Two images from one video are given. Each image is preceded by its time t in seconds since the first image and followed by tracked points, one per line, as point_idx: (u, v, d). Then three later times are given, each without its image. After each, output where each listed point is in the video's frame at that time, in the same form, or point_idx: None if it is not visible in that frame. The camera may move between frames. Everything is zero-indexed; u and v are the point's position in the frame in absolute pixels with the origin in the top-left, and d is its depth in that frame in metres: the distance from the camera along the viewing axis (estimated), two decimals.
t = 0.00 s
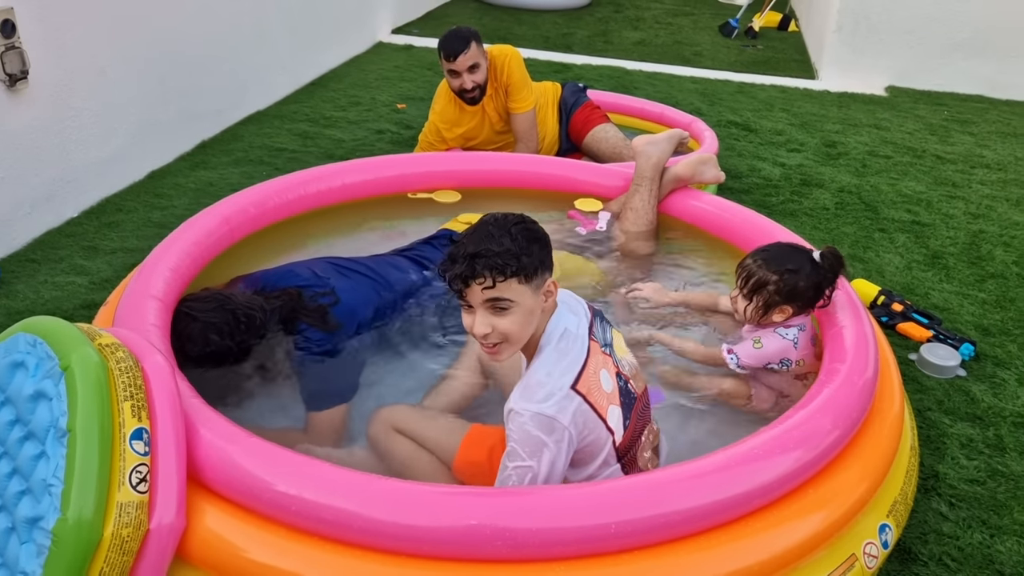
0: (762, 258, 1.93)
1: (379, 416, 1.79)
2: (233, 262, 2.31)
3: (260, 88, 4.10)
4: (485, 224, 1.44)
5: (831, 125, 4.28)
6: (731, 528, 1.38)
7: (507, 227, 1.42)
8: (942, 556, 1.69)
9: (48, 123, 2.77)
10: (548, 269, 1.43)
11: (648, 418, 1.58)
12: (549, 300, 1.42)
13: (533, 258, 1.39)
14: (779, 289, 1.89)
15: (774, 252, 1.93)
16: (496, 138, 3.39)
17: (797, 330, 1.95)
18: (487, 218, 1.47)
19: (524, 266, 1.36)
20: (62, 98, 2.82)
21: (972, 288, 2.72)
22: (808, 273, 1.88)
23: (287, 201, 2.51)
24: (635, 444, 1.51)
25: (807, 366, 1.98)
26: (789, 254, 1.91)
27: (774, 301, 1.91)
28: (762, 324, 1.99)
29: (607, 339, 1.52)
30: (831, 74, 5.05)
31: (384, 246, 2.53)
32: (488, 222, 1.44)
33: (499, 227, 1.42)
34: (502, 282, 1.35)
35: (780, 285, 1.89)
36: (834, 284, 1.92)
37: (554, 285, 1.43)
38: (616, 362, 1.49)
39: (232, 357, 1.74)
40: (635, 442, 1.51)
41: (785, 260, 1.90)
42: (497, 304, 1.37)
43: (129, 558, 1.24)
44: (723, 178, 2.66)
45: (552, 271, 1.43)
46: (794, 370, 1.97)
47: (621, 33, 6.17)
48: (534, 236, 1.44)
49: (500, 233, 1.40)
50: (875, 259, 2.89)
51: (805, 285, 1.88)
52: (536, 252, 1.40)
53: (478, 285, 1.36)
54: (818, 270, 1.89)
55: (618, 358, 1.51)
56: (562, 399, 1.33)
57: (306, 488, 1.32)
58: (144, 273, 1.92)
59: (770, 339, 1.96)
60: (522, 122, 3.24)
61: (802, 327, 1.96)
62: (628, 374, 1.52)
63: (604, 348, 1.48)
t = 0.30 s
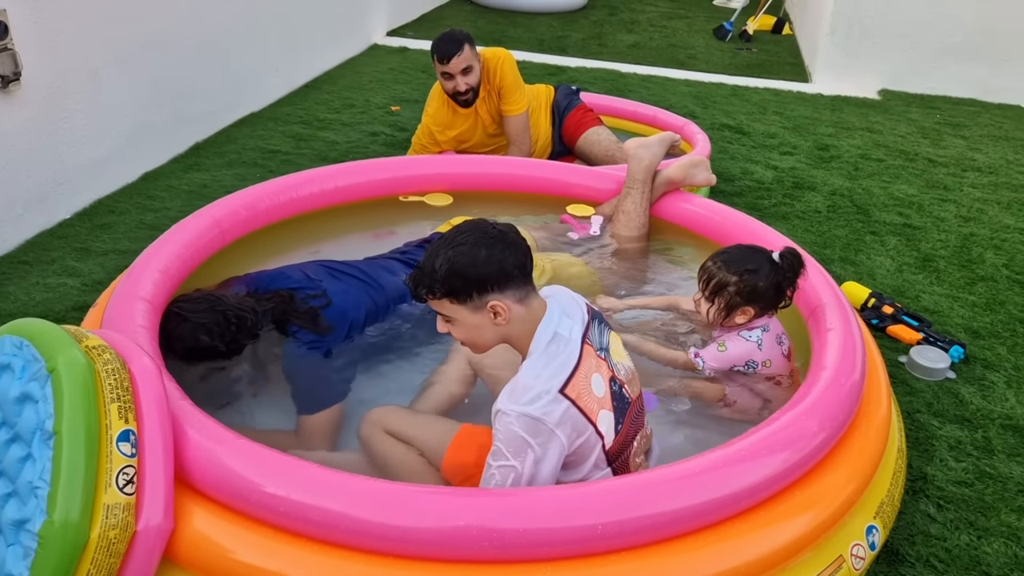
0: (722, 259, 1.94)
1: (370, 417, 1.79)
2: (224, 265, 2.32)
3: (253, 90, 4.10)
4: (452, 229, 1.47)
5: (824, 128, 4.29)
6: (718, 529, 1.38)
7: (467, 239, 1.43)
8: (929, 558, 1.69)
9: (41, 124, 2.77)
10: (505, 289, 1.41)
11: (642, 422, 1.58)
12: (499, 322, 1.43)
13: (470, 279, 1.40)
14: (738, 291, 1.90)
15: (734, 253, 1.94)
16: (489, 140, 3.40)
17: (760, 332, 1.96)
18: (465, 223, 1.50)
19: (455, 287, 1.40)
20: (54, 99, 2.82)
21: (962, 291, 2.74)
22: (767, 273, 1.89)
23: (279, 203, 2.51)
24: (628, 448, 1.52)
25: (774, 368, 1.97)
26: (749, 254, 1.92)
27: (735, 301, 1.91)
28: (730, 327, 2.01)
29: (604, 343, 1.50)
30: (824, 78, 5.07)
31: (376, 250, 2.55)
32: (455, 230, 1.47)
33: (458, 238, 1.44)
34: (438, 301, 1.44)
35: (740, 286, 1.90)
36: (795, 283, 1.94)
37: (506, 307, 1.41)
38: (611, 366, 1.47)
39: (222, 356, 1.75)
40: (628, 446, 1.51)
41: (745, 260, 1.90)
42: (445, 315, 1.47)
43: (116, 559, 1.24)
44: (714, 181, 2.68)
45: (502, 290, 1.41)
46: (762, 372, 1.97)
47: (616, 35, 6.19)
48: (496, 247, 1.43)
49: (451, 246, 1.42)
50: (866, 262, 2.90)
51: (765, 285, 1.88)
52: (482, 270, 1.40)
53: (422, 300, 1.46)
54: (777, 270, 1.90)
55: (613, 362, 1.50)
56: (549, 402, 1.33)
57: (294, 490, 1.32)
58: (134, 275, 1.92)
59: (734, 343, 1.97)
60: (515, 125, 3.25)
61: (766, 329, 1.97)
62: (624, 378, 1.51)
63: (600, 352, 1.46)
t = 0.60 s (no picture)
0: (671, 258, 1.99)
1: (359, 418, 1.79)
2: (215, 267, 2.31)
3: (245, 91, 4.10)
4: (430, 236, 1.53)
5: (815, 130, 4.31)
6: (707, 530, 1.38)
7: (440, 244, 1.48)
8: (918, 557, 1.70)
9: (30, 125, 2.77)
10: (475, 294, 1.44)
11: (629, 424, 1.57)
12: (473, 325, 1.46)
13: (438, 284, 1.45)
14: (681, 290, 1.94)
15: (687, 254, 1.98)
16: (480, 142, 3.41)
17: (706, 336, 1.98)
18: (446, 229, 1.55)
19: (427, 292, 1.47)
20: (44, 100, 2.81)
21: (951, 291, 2.75)
22: (712, 276, 1.92)
23: (270, 205, 2.51)
24: (614, 450, 1.51)
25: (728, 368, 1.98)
26: (699, 257, 1.96)
27: (676, 301, 1.95)
28: (679, 332, 2.03)
29: (591, 345, 1.50)
30: (816, 79, 5.09)
31: (367, 251, 2.55)
32: (434, 236, 1.53)
33: (432, 243, 1.49)
34: (418, 305, 1.51)
35: (682, 285, 1.94)
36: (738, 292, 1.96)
37: (478, 311, 1.45)
38: (597, 367, 1.47)
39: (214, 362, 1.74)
40: (614, 447, 1.51)
41: (693, 261, 1.94)
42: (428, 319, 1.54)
43: (104, 561, 1.24)
44: (705, 182, 2.67)
45: (471, 295, 1.44)
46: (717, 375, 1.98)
47: (608, 37, 6.20)
48: (466, 251, 1.46)
49: (424, 252, 1.49)
50: (856, 262, 2.91)
51: (706, 288, 1.92)
52: (449, 275, 1.44)
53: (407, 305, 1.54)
54: (721, 276, 1.93)
55: (600, 364, 1.49)
56: (528, 402, 1.34)
57: (281, 490, 1.32)
58: (123, 276, 1.92)
59: (682, 352, 1.99)
60: (506, 126, 3.25)
61: (713, 331, 1.99)
62: (610, 381, 1.51)
63: (585, 353, 1.46)
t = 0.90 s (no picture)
0: (652, 241, 1.96)
1: (352, 421, 1.78)
2: (210, 267, 2.31)
3: (239, 91, 4.09)
4: (419, 249, 1.49)
5: (809, 131, 4.32)
6: (703, 531, 1.38)
7: (431, 261, 1.44)
8: (913, 557, 1.70)
9: (23, 125, 2.75)
10: (466, 313, 1.43)
11: (620, 427, 1.57)
12: (463, 339, 1.46)
13: (428, 302, 1.43)
14: (641, 269, 1.92)
15: (668, 244, 1.93)
16: (475, 142, 3.40)
17: (680, 330, 1.92)
18: (435, 240, 1.50)
19: (416, 309, 1.44)
20: (37, 100, 2.80)
21: (945, 292, 2.76)
22: (670, 264, 1.87)
23: (265, 205, 2.50)
24: (606, 453, 1.50)
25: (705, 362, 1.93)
26: (676, 248, 1.92)
27: (636, 280, 1.93)
28: (651, 324, 1.97)
29: (580, 347, 1.50)
30: (810, 81, 5.10)
31: (363, 251, 2.54)
32: (423, 248, 1.48)
33: (422, 259, 1.45)
34: (405, 318, 1.49)
35: (643, 265, 1.92)
36: (694, 292, 1.88)
37: (469, 328, 1.44)
38: (586, 371, 1.48)
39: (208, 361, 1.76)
40: (606, 451, 1.50)
41: (665, 246, 1.92)
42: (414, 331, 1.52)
43: (98, 563, 1.23)
44: (700, 184, 2.67)
45: (463, 313, 1.43)
46: (696, 371, 1.92)
47: (603, 38, 6.20)
48: (458, 271, 1.43)
49: (414, 269, 1.45)
50: (850, 263, 2.92)
51: (660, 273, 1.87)
52: (441, 295, 1.42)
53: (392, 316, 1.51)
54: (681, 268, 1.87)
55: (589, 367, 1.50)
56: (517, 406, 1.35)
57: (276, 493, 1.31)
58: (118, 277, 1.91)
59: (658, 349, 1.92)
60: (501, 126, 3.25)
61: (685, 324, 1.93)
62: (600, 384, 1.51)
63: (573, 357, 1.46)
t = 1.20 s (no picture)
0: (658, 235, 1.90)
1: (354, 421, 1.78)
2: (209, 267, 2.31)
3: (236, 92, 4.08)
4: (413, 260, 1.44)
5: (808, 132, 4.32)
6: (704, 532, 1.38)
7: (425, 276, 1.40)
8: (915, 558, 1.70)
9: (20, 126, 2.75)
10: (461, 326, 1.41)
11: (619, 427, 1.57)
12: (458, 348, 1.45)
13: (423, 318, 1.41)
14: (665, 267, 1.85)
15: (674, 231, 1.90)
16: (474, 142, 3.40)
17: (694, 326, 1.92)
18: (429, 250, 1.46)
19: (411, 323, 1.43)
20: (34, 101, 2.79)
21: (945, 293, 2.76)
22: (697, 255, 1.84)
23: (263, 205, 2.50)
24: (606, 451, 1.50)
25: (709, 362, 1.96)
26: (686, 234, 1.88)
27: (660, 278, 1.86)
28: (665, 317, 1.94)
29: (576, 347, 1.50)
30: (809, 82, 5.10)
31: (361, 251, 2.53)
32: (416, 261, 1.43)
33: (416, 274, 1.41)
34: (400, 328, 1.47)
35: (667, 262, 1.85)
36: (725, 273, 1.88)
37: (464, 339, 1.43)
38: (583, 371, 1.47)
39: (206, 362, 1.73)
40: (605, 450, 1.50)
41: (680, 238, 1.86)
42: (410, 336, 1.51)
43: (97, 566, 1.22)
44: (699, 184, 2.67)
45: (458, 327, 1.41)
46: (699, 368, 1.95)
47: (601, 39, 6.20)
48: (452, 286, 1.40)
49: (407, 284, 1.41)
50: (850, 264, 2.92)
51: (690, 267, 1.83)
52: (436, 311, 1.39)
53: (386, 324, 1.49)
54: (707, 255, 1.85)
55: (586, 367, 1.49)
56: (517, 411, 1.34)
57: (276, 494, 1.31)
58: (116, 278, 1.90)
59: (669, 342, 1.91)
60: (499, 127, 3.25)
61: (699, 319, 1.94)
62: (597, 382, 1.50)
63: (570, 357, 1.46)
